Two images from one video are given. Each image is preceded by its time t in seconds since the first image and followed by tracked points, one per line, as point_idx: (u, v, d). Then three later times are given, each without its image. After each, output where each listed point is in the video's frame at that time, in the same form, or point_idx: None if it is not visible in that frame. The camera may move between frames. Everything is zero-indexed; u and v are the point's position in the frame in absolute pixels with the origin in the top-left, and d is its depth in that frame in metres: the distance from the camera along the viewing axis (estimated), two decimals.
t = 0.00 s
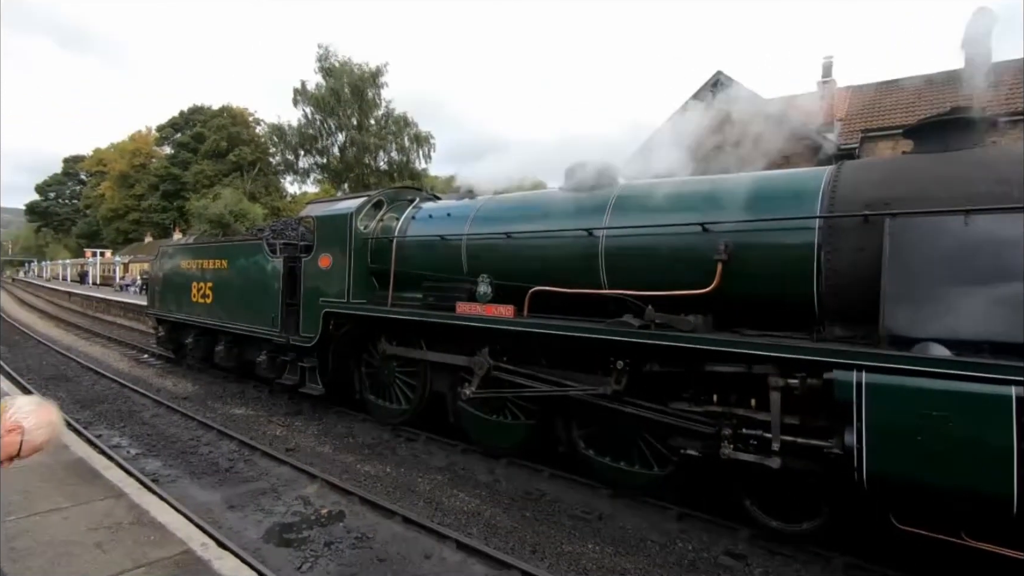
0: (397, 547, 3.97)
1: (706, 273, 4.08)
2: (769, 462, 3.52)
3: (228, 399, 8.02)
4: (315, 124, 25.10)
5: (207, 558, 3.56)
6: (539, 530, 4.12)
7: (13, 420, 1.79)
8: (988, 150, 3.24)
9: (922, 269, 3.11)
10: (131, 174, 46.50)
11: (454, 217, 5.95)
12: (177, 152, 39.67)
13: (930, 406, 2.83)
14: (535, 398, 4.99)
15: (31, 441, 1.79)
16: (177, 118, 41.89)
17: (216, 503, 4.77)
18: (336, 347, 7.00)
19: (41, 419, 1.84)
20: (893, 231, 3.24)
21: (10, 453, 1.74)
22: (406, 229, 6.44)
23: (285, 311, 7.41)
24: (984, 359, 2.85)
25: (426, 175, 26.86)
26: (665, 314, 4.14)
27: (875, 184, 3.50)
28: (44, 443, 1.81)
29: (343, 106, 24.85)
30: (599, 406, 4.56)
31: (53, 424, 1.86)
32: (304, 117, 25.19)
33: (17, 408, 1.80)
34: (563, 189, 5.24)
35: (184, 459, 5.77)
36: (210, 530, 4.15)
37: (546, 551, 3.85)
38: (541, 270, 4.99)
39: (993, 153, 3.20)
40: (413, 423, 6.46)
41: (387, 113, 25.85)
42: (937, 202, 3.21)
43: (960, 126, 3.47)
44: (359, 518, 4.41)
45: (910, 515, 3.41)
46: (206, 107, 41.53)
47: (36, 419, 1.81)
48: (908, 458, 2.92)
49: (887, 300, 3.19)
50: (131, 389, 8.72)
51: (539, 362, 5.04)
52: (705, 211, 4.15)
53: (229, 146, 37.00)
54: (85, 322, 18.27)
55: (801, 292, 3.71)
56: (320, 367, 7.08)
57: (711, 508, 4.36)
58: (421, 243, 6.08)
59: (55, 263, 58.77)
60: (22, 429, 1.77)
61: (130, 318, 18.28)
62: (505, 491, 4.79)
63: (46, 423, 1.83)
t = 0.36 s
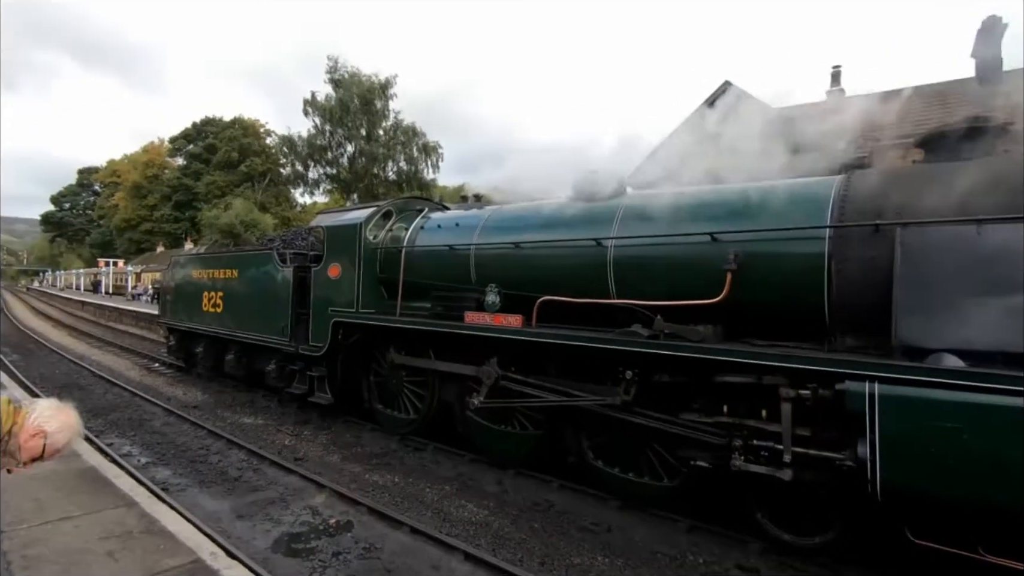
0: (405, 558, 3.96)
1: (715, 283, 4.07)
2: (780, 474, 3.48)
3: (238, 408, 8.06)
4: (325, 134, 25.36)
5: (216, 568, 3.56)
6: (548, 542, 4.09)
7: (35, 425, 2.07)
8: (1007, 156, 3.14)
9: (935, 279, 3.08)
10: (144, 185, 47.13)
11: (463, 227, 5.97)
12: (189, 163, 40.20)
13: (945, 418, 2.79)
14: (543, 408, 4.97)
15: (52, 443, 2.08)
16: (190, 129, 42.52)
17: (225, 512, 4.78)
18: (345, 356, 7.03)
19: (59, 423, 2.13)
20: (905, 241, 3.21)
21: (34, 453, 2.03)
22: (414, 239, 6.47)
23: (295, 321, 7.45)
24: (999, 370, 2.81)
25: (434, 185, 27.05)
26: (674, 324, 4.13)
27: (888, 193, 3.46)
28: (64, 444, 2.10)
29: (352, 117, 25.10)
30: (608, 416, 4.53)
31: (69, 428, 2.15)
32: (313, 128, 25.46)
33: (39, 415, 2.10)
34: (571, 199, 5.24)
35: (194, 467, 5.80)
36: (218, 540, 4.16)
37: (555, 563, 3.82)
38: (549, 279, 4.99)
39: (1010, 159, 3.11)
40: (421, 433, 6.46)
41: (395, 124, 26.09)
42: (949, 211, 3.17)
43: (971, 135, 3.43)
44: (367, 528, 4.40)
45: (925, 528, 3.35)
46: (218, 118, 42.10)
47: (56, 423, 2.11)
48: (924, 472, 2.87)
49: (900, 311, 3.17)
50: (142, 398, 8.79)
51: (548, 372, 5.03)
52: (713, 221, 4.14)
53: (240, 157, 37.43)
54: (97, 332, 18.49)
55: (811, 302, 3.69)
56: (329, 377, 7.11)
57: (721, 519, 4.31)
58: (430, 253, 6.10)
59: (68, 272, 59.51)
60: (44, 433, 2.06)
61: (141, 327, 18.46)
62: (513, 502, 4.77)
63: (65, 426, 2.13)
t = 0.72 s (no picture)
0: (411, 564, 3.95)
1: (723, 289, 4.05)
2: (789, 483, 3.45)
3: (244, 413, 8.09)
4: (333, 141, 25.55)
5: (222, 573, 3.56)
6: (554, 550, 4.06)
7: (43, 433, 2.03)
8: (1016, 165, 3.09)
9: (946, 285, 3.05)
10: (154, 191, 47.60)
11: (469, 233, 5.98)
12: (198, 169, 40.55)
13: (956, 426, 2.76)
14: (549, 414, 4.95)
15: (60, 452, 2.03)
16: (200, 136, 42.95)
17: (231, 517, 4.78)
18: (351, 362, 7.04)
19: (66, 432, 2.08)
20: (914, 247, 3.18)
21: (43, 463, 1.99)
22: (421, 245, 6.48)
23: (302, 326, 7.48)
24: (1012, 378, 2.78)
25: (441, 192, 27.16)
26: (681, 331, 4.11)
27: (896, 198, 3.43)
28: (71, 454, 2.05)
29: (359, 123, 25.27)
30: (615, 423, 4.51)
31: (76, 436, 2.09)
32: (321, 135, 25.64)
33: (48, 423, 2.05)
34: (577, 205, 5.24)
35: (201, 472, 5.81)
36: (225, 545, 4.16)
37: (561, 571, 3.79)
38: (556, 285, 4.98)
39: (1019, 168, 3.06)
40: (428, 438, 6.45)
41: (402, 130, 26.24)
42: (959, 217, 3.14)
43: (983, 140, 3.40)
44: (372, 534, 4.39)
45: (937, 538, 3.31)
46: (227, 125, 42.51)
47: (64, 432, 2.06)
48: (935, 481, 2.83)
49: (910, 318, 3.15)
50: (150, 402, 8.83)
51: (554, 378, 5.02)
52: (721, 227, 4.12)
53: (249, 163, 37.75)
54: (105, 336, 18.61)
55: (820, 308, 3.67)
56: (335, 383, 7.13)
57: (730, 528, 4.27)
58: (437, 259, 6.11)
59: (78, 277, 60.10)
60: (51, 441, 2.01)
61: (150, 333, 18.59)
62: (519, 508, 4.75)
63: (73, 435, 2.08)
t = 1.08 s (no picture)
0: (415, 569, 3.94)
1: (729, 294, 4.03)
2: (795, 489, 3.42)
3: (250, 417, 8.11)
4: (340, 145, 25.68)
5: None
6: (559, 556, 4.04)
7: (52, 443, 2.02)
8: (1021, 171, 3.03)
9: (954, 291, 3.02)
10: (162, 195, 47.94)
11: (475, 237, 5.98)
12: (205, 173, 40.80)
13: (965, 433, 2.73)
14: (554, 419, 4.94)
15: (69, 462, 2.03)
16: (208, 141, 43.26)
17: (236, 520, 4.79)
18: (356, 366, 7.05)
19: (75, 440, 2.07)
20: (922, 252, 3.16)
21: (52, 472, 1.99)
22: (427, 249, 6.50)
23: (308, 330, 7.50)
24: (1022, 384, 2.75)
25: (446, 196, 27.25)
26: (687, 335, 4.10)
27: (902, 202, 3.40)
28: (81, 462, 2.05)
29: (366, 128, 25.40)
30: (620, 428, 4.49)
31: (85, 444, 2.09)
32: (328, 139, 25.78)
33: (55, 432, 2.04)
34: (583, 209, 5.24)
35: (206, 475, 5.82)
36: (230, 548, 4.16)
37: None
38: (561, 289, 4.98)
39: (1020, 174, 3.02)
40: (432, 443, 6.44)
41: (408, 135, 26.35)
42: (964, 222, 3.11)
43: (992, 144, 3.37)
44: (377, 539, 4.38)
45: (946, 545, 3.27)
46: (235, 129, 42.81)
47: (72, 441, 2.06)
48: (945, 488, 2.81)
49: (918, 323, 3.13)
50: (156, 405, 8.87)
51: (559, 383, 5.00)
52: (727, 231, 4.11)
53: (256, 167, 37.97)
54: (112, 339, 18.70)
55: (827, 313, 3.64)
56: (340, 386, 7.14)
57: (736, 534, 4.25)
58: (442, 263, 6.11)
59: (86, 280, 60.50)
60: (61, 451, 2.01)
61: (156, 336, 18.68)
62: (524, 513, 4.73)
63: (81, 444, 2.08)
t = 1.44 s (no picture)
0: (418, 571, 3.94)
1: (733, 296, 4.02)
2: (800, 492, 3.41)
3: (254, 418, 8.13)
4: (345, 147, 25.76)
5: None
6: (562, 558, 4.03)
7: (61, 446, 2.03)
8: None
9: (960, 294, 3.00)
10: (167, 196, 48.16)
11: (479, 239, 5.98)
12: (211, 175, 40.97)
13: (971, 436, 2.71)
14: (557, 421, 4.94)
15: (76, 465, 2.04)
16: (213, 143, 43.46)
17: (240, 521, 4.80)
18: (360, 367, 7.06)
19: (82, 444, 2.08)
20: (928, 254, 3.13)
21: (59, 475, 2.00)
22: (431, 250, 6.50)
23: (312, 331, 7.51)
24: None
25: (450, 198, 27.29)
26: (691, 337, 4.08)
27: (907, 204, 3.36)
28: (87, 466, 2.05)
29: (371, 130, 25.46)
30: (623, 431, 4.49)
31: (92, 448, 2.10)
32: (333, 142, 25.85)
33: (64, 435, 2.05)
34: (587, 210, 5.23)
35: (210, 476, 5.84)
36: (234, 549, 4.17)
37: None
38: (565, 291, 4.98)
39: None
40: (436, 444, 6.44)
41: (413, 137, 26.41)
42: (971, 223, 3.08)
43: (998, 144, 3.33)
44: (379, 540, 4.38)
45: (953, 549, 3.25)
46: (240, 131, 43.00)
47: (80, 445, 2.06)
48: (951, 492, 2.79)
49: (925, 325, 3.10)
50: (161, 406, 8.90)
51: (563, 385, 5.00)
52: (731, 233, 4.10)
53: (261, 169, 38.11)
54: (117, 339, 18.78)
55: (832, 315, 3.63)
56: (344, 388, 7.15)
57: (740, 537, 4.22)
58: (446, 264, 6.12)
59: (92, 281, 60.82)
60: (68, 454, 2.02)
61: (161, 337, 18.75)
62: (527, 515, 4.72)
63: (89, 448, 2.08)
